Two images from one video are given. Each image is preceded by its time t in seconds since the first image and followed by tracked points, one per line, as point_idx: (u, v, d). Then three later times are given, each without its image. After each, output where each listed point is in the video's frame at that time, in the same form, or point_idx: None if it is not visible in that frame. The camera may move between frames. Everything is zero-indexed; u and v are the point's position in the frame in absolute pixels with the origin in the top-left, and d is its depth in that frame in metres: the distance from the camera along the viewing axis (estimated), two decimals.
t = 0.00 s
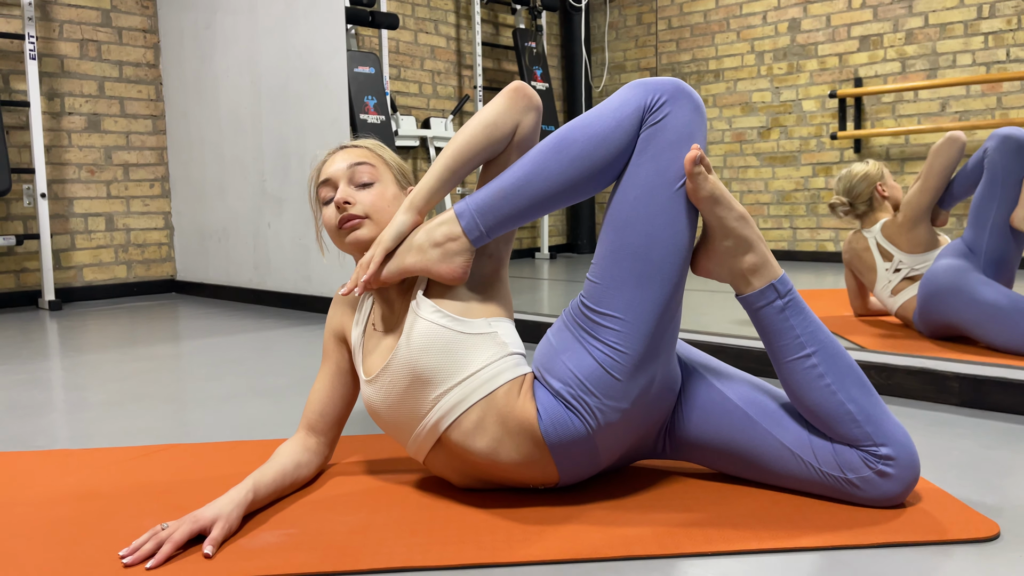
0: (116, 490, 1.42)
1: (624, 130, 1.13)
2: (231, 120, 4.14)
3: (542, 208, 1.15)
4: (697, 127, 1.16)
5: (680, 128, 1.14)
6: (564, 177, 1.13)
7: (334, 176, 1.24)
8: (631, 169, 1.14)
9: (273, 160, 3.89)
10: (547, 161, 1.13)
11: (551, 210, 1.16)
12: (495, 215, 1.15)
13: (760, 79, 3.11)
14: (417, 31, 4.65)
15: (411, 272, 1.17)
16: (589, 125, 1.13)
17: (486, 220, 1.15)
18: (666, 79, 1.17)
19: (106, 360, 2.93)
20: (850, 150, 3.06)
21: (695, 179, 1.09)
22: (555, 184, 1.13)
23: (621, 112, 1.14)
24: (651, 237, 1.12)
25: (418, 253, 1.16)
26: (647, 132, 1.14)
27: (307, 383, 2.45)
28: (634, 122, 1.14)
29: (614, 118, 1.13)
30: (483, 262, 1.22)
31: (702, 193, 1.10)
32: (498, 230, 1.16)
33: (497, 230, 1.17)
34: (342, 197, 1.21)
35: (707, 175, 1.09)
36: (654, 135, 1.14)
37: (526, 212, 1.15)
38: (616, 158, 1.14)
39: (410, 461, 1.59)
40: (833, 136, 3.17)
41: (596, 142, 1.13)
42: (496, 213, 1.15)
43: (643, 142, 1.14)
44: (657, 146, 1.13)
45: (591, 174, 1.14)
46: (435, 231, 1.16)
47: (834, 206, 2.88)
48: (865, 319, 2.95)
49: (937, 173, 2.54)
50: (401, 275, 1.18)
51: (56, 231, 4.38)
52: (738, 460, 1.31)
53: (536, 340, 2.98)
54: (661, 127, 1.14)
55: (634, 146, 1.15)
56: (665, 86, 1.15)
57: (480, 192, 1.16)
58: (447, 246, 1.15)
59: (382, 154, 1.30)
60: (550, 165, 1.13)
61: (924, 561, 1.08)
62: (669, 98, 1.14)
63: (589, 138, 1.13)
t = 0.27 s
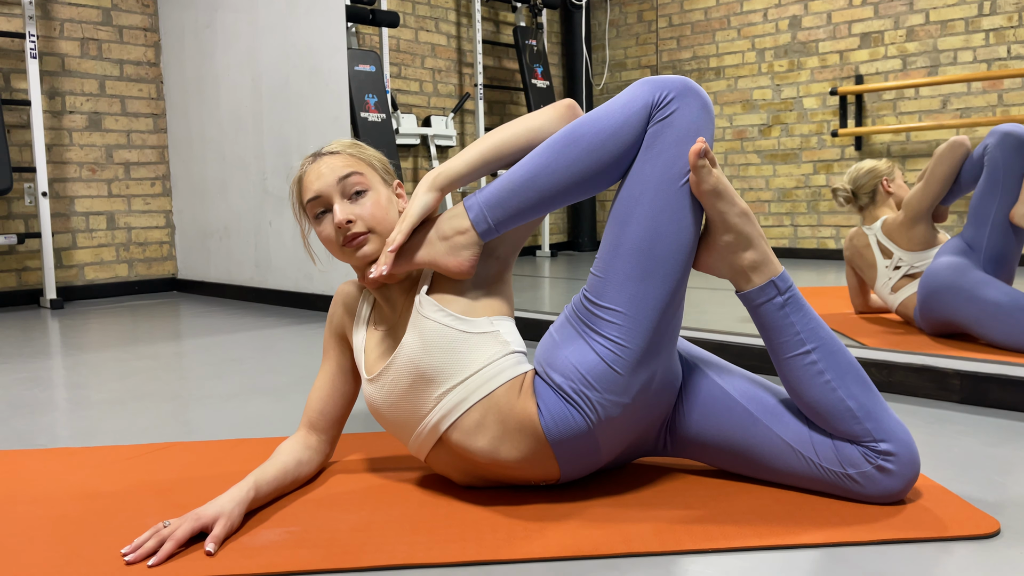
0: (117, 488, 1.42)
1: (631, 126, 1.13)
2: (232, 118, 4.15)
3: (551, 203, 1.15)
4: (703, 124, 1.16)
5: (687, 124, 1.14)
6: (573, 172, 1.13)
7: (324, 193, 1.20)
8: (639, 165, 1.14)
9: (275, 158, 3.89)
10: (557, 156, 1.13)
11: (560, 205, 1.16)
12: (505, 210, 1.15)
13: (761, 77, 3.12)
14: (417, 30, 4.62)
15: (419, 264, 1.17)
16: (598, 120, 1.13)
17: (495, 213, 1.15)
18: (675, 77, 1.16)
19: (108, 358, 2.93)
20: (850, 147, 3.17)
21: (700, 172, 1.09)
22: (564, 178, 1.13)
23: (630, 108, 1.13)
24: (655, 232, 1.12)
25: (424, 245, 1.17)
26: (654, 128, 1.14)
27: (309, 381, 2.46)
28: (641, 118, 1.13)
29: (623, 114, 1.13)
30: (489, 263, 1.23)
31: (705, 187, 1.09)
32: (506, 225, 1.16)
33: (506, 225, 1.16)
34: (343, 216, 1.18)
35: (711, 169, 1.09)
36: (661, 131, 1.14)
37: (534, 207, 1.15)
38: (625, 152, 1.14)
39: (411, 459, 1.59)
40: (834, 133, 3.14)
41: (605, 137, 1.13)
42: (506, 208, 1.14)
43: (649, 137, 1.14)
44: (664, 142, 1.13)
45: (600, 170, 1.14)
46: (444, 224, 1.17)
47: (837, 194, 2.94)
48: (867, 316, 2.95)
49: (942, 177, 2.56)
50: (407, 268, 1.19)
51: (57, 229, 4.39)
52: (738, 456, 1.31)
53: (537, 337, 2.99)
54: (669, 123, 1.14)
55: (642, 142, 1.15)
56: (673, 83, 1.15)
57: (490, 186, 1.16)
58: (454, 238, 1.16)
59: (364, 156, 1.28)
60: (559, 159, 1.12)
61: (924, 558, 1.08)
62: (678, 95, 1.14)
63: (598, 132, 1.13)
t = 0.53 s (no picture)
0: (118, 485, 1.43)
1: (627, 123, 1.14)
2: (232, 116, 4.14)
3: (549, 202, 1.17)
4: (701, 121, 1.16)
5: (685, 120, 1.14)
6: (570, 171, 1.14)
7: (328, 204, 1.20)
8: (635, 161, 1.14)
9: (275, 156, 3.88)
10: (554, 155, 1.14)
11: (558, 203, 1.18)
12: (503, 210, 1.17)
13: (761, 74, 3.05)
14: (417, 27, 4.80)
15: (421, 264, 1.18)
16: (595, 119, 1.14)
17: (493, 214, 1.18)
18: (672, 73, 1.17)
19: (107, 357, 2.93)
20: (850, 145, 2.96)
21: (696, 169, 1.09)
22: (561, 178, 1.14)
23: (625, 105, 1.14)
24: (652, 229, 1.12)
25: (426, 246, 1.18)
26: (651, 124, 1.14)
27: (309, 380, 2.46)
28: (637, 115, 1.14)
29: (620, 112, 1.14)
30: (502, 272, 1.25)
31: (701, 183, 1.10)
32: (506, 225, 1.19)
33: (505, 225, 1.19)
34: (352, 227, 1.18)
35: (707, 165, 1.09)
36: (657, 127, 1.14)
37: (534, 206, 1.17)
38: (621, 150, 1.15)
39: (411, 456, 1.59)
40: (834, 131, 2.97)
41: (601, 135, 1.13)
42: (505, 208, 1.17)
43: (646, 133, 1.14)
44: (662, 138, 1.13)
45: (597, 169, 1.15)
46: (444, 225, 1.19)
47: (839, 186, 2.99)
48: (867, 313, 3.08)
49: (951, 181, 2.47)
50: (407, 268, 1.19)
51: (57, 228, 4.39)
52: (737, 453, 1.31)
53: (537, 336, 2.99)
54: (665, 120, 1.14)
55: (639, 139, 1.15)
56: (671, 80, 1.15)
57: (487, 187, 1.19)
58: (455, 239, 1.18)
59: (357, 155, 1.27)
60: (556, 158, 1.14)
61: (923, 554, 1.08)
62: (674, 91, 1.14)
63: (594, 131, 1.13)
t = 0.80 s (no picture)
0: (116, 484, 1.43)
1: (628, 121, 1.14)
2: (231, 115, 4.14)
3: (550, 200, 1.16)
4: (701, 118, 1.16)
5: (685, 117, 1.14)
6: (571, 168, 1.14)
7: (334, 194, 1.20)
8: (637, 159, 1.14)
9: (274, 155, 3.88)
10: (555, 152, 1.14)
11: (560, 201, 1.18)
12: (504, 208, 1.17)
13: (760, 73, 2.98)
14: (416, 26, 4.79)
15: (421, 261, 1.18)
16: (596, 116, 1.14)
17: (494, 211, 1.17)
18: (673, 71, 1.17)
19: (106, 356, 2.94)
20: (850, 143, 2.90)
21: (696, 166, 1.09)
22: (563, 175, 1.14)
23: (626, 103, 1.14)
24: (652, 226, 1.12)
25: (426, 243, 1.18)
26: (654, 119, 1.14)
27: (308, 379, 2.46)
28: (638, 112, 1.14)
29: (621, 109, 1.14)
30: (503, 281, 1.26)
31: (700, 180, 1.10)
32: (506, 222, 1.18)
33: (506, 223, 1.18)
34: (354, 222, 1.19)
35: (708, 162, 1.09)
36: (658, 124, 1.14)
37: (534, 204, 1.16)
38: (623, 148, 1.15)
39: (410, 455, 1.59)
40: (834, 130, 2.90)
41: (602, 133, 1.13)
42: (506, 206, 1.16)
43: (646, 130, 1.14)
44: (663, 134, 1.13)
45: (599, 167, 1.15)
46: (445, 221, 1.18)
47: (840, 181, 2.96)
48: (866, 311, 3.18)
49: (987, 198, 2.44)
50: (409, 265, 1.19)
51: (56, 227, 4.39)
52: (735, 451, 1.31)
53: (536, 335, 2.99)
54: (666, 118, 1.14)
55: (638, 137, 1.15)
56: (672, 78, 1.16)
57: (489, 183, 1.18)
58: (456, 236, 1.17)
59: (375, 150, 1.26)
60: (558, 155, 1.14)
61: (921, 552, 1.09)
62: (675, 87, 1.15)
63: (595, 128, 1.14)
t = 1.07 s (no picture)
0: (114, 482, 1.43)
1: (615, 119, 1.14)
2: (230, 113, 4.14)
3: (536, 200, 1.17)
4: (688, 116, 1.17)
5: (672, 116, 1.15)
6: (559, 168, 1.15)
7: (327, 177, 1.21)
8: (627, 158, 1.15)
9: (273, 153, 3.88)
10: (541, 152, 1.15)
11: (547, 200, 1.18)
12: (492, 208, 1.17)
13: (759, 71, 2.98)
14: (414, 25, 4.63)
15: (408, 262, 1.18)
16: (582, 114, 1.15)
17: (481, 210, 1.17)
18: (656, 69, 1.18)
19: (105, 354, 2.94)
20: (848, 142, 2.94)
21: (687, 166, 1.10)
22: (550, 175, 1.15)
23: (612, 102, 1.15)
24: (646, 226, 1.12)
25: (414, 243, 1.18)
26: (641, 119, 1.15)
27: (307, 377, 2.46)
28: (626, 110, 1.15)
29: (607, 108, 1.14)
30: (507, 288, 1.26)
31: (693, 180, 1.10)
32: (494, 222, 1.18)
33: (494, 223, 1.18)
34: (334, 207, 1.20)
35: (699, 162, 1.10)
36: (646, 123, 1.14)
37: (521, 203, 1.17)
38: (610, 147, 1.15)
39: (409, 453, 1.60)
40: (832, 128, 2.94)
41: (589, 131, 1.14)
42: (495, 207, 1.16)
43: (635, 128, 1.15)
44: (651, 132, 1.14)
45: (586, 166, 1.15)
46: (433, 222, 1.18)
47: (859, 175, 2.96)
48: (864, 309, 3.16)
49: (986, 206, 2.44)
50: (395, 266, 1.19)
51: (54, 225, 4.38)
52: (733, 449, 1.32)
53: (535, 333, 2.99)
54: (654, 117, 1.15)
55: (626, 134, 1.16)
56: (657, 76, 1.17)
57: (476, 184, 1.18)
58: (443, 236, 1.17)
59: (389, 147, 1.24)
60: (546, 156, 1.14)
61: (918, 550, 1.09)
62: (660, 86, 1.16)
63: (582, 128, 1.14)
